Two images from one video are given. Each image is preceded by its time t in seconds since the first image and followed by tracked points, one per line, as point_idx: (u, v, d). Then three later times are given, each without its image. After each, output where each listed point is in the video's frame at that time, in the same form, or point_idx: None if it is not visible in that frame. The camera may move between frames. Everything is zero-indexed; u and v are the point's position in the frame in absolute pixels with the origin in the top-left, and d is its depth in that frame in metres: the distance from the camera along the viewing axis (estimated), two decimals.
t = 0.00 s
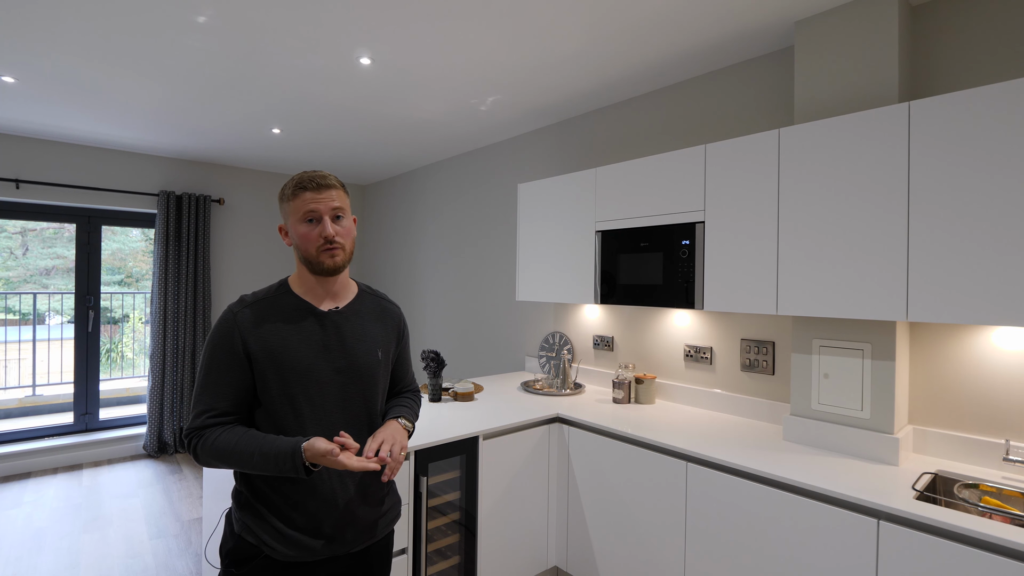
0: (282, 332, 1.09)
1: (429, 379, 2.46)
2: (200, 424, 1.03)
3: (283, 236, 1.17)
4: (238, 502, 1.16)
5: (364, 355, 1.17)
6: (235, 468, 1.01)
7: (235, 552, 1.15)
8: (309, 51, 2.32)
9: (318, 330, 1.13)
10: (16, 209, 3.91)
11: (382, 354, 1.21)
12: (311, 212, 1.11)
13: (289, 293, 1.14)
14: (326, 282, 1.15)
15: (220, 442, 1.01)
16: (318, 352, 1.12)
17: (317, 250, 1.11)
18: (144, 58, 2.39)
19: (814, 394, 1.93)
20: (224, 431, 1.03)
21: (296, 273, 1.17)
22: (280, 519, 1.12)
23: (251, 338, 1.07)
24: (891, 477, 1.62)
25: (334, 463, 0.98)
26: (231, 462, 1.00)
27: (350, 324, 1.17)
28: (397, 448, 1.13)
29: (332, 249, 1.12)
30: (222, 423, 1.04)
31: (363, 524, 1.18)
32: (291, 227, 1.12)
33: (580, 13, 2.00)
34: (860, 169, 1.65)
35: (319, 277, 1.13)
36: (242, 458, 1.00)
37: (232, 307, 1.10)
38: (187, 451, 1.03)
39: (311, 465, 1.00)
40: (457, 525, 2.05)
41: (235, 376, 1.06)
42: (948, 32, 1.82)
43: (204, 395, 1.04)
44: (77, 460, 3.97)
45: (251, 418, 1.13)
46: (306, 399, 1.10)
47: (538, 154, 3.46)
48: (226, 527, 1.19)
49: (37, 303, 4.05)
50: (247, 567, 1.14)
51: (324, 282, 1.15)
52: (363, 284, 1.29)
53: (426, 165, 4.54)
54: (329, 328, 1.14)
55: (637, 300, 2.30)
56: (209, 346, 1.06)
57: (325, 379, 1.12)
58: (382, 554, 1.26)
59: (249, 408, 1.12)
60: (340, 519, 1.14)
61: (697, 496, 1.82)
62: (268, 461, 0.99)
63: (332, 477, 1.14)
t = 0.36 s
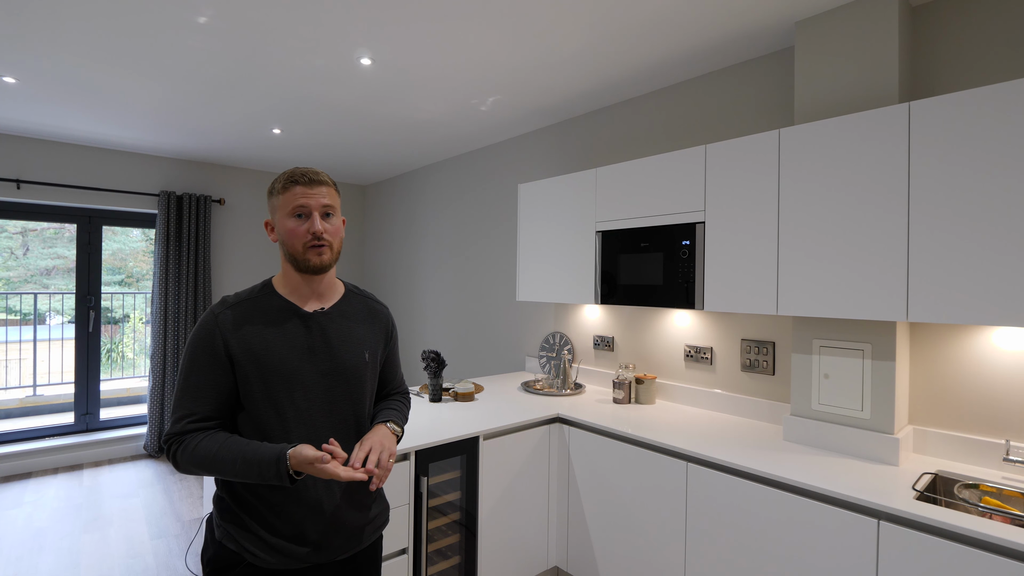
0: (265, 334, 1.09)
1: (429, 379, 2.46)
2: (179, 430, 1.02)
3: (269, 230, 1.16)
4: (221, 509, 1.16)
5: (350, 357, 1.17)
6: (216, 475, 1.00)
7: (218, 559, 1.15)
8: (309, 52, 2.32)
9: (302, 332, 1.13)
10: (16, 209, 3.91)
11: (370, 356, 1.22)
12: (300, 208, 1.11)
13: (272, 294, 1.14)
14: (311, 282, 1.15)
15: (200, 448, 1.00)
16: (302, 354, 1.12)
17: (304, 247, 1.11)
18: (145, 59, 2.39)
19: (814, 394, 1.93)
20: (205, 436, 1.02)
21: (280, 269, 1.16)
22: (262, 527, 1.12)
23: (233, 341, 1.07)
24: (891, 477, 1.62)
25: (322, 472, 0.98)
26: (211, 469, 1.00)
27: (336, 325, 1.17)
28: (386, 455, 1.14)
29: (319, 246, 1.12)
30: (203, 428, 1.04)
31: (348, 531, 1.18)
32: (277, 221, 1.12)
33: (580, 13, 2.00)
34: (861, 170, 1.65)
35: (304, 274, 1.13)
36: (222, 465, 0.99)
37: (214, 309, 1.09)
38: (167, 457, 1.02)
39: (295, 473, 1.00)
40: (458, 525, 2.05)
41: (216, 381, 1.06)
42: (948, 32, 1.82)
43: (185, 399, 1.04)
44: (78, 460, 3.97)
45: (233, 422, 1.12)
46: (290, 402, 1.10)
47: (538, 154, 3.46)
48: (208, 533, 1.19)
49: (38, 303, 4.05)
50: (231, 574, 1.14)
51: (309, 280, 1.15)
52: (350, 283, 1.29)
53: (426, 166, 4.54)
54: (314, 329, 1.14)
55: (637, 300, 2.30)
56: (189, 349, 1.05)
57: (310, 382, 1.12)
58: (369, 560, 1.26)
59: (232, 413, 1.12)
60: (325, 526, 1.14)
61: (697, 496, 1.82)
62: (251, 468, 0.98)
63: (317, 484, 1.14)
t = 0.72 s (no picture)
0: (247, 336, 1.09)
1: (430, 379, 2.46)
2: (161, 434, 1.02)
3: (256, 226, 1.16)
4: (206, 514, 1.16)
5: (335, 359, 1.18)
6: (199, 480, 1.00)
7: (202, 565, 1.14)
8: (310, 52, 2.33)
9: (286, 333, 1.13)
10: (17, 209, 3.91)
11: (355, 356, 1.23)
12: (294, 206, 1.11)
13: (255, 295, 1.14)
14: (297, 283, 1.15)
15: (182, 452, 1.00)
16: (286, 356, 1.12)
17: (294, 245, 1.11)
18: (147, 59, 2.39)
19: (815, 394, 1.94)
20: (187, 441, 1.02)
21: (266, 265, 1.16)
22: (247, 532, 1.12)
23: (214, 344, 1.06)
24: (891, 477, 1.62)
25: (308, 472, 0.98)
26: (192, 474, 0.99)
27: (321, 326, 1.18)
28: (372, 460, 1.14)
29: (309, 246, 1.13)
30: (184, 433, 1.03)
31: (334, 535, 1.18)
32: (268, 217, 1.12)
33: (581, 14, 2.00)
34: (861, 170, 1.65)
35: (290, 273, 1.13)
36: (205, 469, 0.99)
37: (194, 312, 1.09)
38: (148, 463, 1.02)
39: (281, 473, 1.00)
40: (459, 525, 2.06)
41: (197, 384, 1.05)
42: (949, 33, 1.82)
43: (166, 404, 1.03)
44: (78, 460, 3.98)
45: (216, 426, 1.12)
46: (274, 405, 1.10)
47: (539, 154, 3.46)
48: (194, 537, 1.20)
49: (39, 304, 4.05)
50: None
51: (295, 279, 1.15)
52: (336, 283, 1.29)
53: (427, 166, 4.54)
54: (298, 330, 1.14)
55: (638, 300, 2.30)
56: (169, 352, 1.05)
57: (294, 384, 1.12)
58: (357, 564, 1.27)
59: (215, 416, 1.12)
60: (310, 530, 1.15)
61: (697, 496, 1.83)
62: (235, 471, 0.98)
63: (302, 488, 1.14)
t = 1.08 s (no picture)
0: (246, 338, 1.09)
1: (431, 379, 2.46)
2: (159, 436, 1.02)
3: (258, 225, 1.16)
4: (205, 513, 1.16)
5: (333, 360, 1.18)
6: (198, 481, 1.00)
7: (202, 565, 1.15)
8: (311, 53, 2.33)
9: (285, 335, 1.13)
10: (18, 209, 3.91)
11: (353, 358, 1.23)
12: (297, 206, 1.12)
13: (253, 296, 1.13)
14: (296, 283, 1.16)
15: (181, 454, 1.00)
16: (285, 358, 1.12)
17: (295, 245, 1.12)
18: (148, 59, 2.40)
19: (815, 394, 1.94)
20: (186, 442, 1.02)
21: (266, 264, 1.16)
22: (246, 531, 1.12)
23: (213, 345, 1.06)
24: (891, 477, 1.63)
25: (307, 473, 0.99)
26: (191, 476, 1.00)
27: (319, 327, 1.18)
28: (370, 462, 1.14)
29: (311, 247, 1.13)
30: (183, 434, 1.03)
31: (333, 534, 1.19)
32: (271, 216, 1.12)
33: (582, 14, 2.00)
34: (862, 171, 1.65)
35: (290, 273, 1.13)
36: (204, 471, 0.99)
37: (192, 313, 1.08)
38: (147, 464, 1.02)
39: (280, 475, 1.00)
40: (460, 525, 2.06)
41: (196, 387, 1.05)
42: (949, 34, 1.83)
43: (164, 406, 1.03)
44: (79, 460, 3.98)
45: (214, 428, 1.12)
46: (272, 407, 1.11)
47: (539, 154, 3.46)
48: (194, 537, 1.20)
49: (39, 303, 4.05)
50: None
51: (295, 278, 1.15)
52: (333, 284, 1.30)
53: (428, 166, 4.54)
54: (296, 332, 1.15)
55: (638, 300, 2.31)
56: (168, 354, 1.04)
57: (293, 385, 1.13)
58: (356, 562, 1.27)
59: (213, 418, 1.12)
60: (309, 530, 1.15)
61: (698, 496, 1.83)
62: (235, 473, 0.99)
63: (302, 488, 1.15)
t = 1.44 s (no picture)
0: (268, 334, 1.09)
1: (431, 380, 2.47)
2: (184, 430, 1.02)
3: (291, 222, 1.11)
4: (232, 507, 1.17)
5: (353, 355, 1.18)
6: (222, 475, 1.01)
7: (231, 558, 1.15)
8: (312, 52, 2.33)
9: (306, 331, 1.13)
10: (18, 209, 3.92)
11: (372, 353, 1.23)
12: (343, 212, 1.12)
13: (276, 294, 1.13)
14: (326, 285, 1.15)
15: (205, 448, 1.00)
16: (306, 353, 1.12)
17: (337, 251, 1.11)
18: (149, 59, 2.40)
19: (816, 394, 1.94)
20: (210, 437, 1.03)
21: (296, 261, 1.13)
22: (271, 523, 1.13)
23: (236, 341, 1.07)
24: (891, 477, 1.63)
25: (324, 476, 0.99)
26: (215, 470, 1.00)
27: (339, 323, 1.18)
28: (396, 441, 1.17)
29: (349, 254, 1.14)
30: (207, 428, 1.04)
31: (356, 528, 1.19)
32: (313, 217, 1.10)
33: (583, 14, 2.00)
34: (861, 170, 1.66)
35: (325, 275, 1.12)
36: (227, 466, 0.99)
37: (217, 309, 1.09)
38: (172, 458, 1.03)
39: (299, 477, 1.01)
40: (461, 525, 2.06)
41: (221, 381, 1.06)
42: (949, 34, 1.83)
43: (189, 400, 1.04)
44: (80, 460, 3.99)
45: (237, 422, 1.12)
46: (293, 402, 1.10)
47: (540, 154, 3.46)
48: (221, 531, 1.21)
49: (40, 303, 4.05)
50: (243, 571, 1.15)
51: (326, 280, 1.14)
52: (352, 281, 1.30)
53: (428, 166, 4.54)
54: (317, 328, 1.14)
55: (639, 301, 2.31)
56: (193, 349, 1.05)
57: (314, 380, 1.12)
58: (376, 557, 1.27)
59: (236, 412, 1.13)
60: (332, 523, 1.15)
61: (699, 496, 1.83)
62: (257, 469, 0.99)
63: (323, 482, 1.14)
